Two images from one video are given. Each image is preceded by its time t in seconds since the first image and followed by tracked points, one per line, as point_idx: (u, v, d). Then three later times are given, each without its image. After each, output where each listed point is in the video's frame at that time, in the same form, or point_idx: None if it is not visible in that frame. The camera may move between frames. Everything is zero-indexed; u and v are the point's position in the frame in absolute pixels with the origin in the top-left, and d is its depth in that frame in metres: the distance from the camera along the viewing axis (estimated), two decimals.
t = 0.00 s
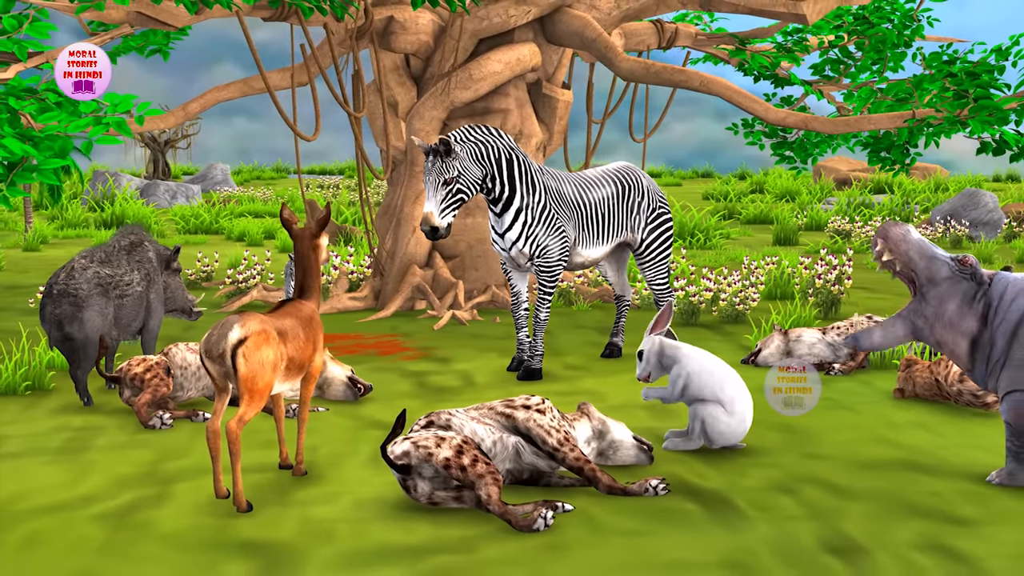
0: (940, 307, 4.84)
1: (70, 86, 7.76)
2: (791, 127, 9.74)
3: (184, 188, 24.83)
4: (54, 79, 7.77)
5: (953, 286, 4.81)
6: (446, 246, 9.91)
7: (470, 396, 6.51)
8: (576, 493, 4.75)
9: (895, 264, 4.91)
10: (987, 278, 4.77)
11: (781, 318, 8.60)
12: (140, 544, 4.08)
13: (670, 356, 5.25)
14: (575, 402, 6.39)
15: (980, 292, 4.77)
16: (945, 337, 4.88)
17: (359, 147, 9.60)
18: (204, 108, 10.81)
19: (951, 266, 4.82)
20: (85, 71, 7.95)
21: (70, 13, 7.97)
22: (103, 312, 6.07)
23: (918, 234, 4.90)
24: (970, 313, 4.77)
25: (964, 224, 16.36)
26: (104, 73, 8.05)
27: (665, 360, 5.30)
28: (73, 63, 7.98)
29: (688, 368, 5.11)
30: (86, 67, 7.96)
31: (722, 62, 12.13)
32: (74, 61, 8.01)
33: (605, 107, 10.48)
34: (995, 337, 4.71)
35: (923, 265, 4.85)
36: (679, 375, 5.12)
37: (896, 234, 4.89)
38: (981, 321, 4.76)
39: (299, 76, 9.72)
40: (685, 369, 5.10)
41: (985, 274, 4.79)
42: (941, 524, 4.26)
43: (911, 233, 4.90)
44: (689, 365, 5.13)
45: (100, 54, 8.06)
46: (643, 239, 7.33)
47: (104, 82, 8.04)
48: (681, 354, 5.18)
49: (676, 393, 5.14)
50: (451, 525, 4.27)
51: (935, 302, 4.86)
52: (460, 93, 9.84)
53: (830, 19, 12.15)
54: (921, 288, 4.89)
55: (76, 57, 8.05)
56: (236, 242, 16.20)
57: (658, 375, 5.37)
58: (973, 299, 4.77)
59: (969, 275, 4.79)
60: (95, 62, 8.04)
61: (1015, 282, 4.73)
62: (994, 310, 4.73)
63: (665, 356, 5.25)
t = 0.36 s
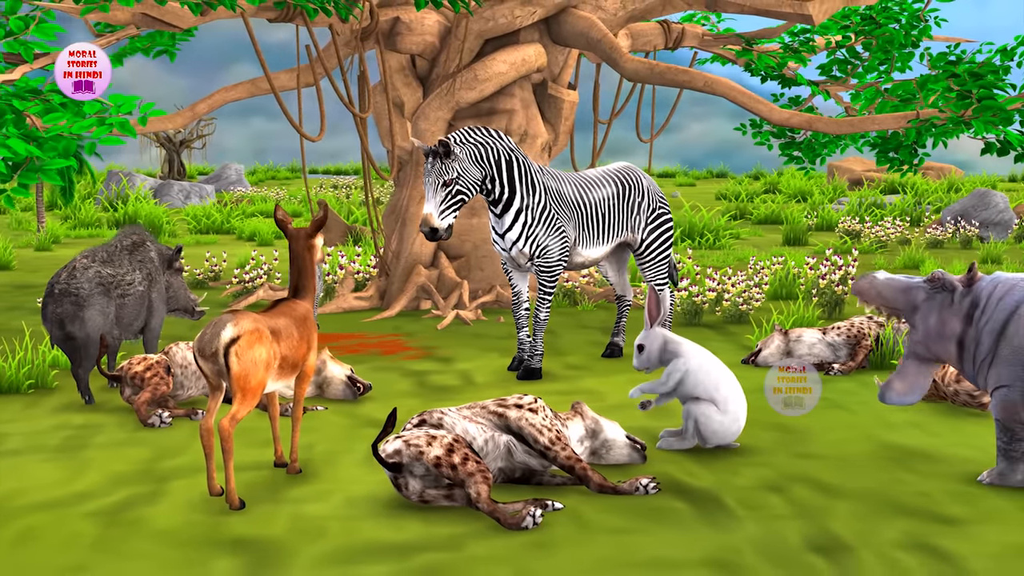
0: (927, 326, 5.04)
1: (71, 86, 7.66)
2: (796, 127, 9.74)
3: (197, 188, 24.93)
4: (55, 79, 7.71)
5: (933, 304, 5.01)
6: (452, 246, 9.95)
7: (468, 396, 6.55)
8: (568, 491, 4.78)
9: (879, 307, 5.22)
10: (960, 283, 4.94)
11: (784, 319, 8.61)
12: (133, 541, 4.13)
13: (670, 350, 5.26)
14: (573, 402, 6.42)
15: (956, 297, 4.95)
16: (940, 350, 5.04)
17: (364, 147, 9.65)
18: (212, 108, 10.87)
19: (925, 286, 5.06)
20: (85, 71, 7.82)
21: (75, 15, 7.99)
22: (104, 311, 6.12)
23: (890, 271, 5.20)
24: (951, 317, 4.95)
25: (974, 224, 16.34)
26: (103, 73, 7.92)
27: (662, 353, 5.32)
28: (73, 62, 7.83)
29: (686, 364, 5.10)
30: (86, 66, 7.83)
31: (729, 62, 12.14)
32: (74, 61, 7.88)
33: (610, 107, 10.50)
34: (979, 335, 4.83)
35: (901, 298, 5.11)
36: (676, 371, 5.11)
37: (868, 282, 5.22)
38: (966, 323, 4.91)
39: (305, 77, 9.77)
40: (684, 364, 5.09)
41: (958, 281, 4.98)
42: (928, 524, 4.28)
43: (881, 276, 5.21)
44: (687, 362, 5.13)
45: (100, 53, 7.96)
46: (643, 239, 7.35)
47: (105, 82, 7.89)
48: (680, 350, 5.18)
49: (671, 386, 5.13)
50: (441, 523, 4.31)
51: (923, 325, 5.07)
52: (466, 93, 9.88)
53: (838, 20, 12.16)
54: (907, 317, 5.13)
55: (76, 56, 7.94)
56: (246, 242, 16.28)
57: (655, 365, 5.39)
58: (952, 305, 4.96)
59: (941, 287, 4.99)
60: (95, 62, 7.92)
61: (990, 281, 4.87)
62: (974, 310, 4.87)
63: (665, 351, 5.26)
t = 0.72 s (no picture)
0: (932, 332, 5.09)
1: (70, 86, 7.64)
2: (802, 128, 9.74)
3: (214, 188, 25.05)
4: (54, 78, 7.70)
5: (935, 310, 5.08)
6: (458, 246, 9.99)
7: (467, 395, 6.59)
8: (557, 490, 4.81)
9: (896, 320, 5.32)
10: (954, 286, 5.01)
11: (788, 319, 8.62)
12: (123, 537, 4.18)
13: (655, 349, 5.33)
14: (571, 401, 6.45)
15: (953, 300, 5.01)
16: (944, 353, 5.07)
17: (371, 148, 9.70)
18: (222, 109, 10.94)
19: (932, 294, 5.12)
20: (87, 72, 7.74)
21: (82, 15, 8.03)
22: (105, 310, 6.19)
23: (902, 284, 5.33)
24: (949, 320, 5.01)
25: (987, 225, 16.29)
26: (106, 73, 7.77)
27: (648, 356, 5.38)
28: (74, 63, 7.74)
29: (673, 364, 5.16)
30: (87, 67, 7.76)
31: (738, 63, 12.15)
32: (75, 61, 7.87)
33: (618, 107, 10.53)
34: (975, 335, 4.83)
35: (910, 309, 5.20)
36: (664, 373, 5.17)
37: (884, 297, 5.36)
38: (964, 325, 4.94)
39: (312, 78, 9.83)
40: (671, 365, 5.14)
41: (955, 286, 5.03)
42: (913, 522, 4.29)
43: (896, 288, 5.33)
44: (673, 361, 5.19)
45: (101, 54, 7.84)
46: (643, 239, 7.37)
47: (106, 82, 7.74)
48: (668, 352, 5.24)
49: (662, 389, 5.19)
50: (427, 520, 4.34)
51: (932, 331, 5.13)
52: (472, 94, 9.91)
53: (847, 20, 12.15)
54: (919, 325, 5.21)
55: (76, 56, 7.86)
56: (260, 243, 16.37)
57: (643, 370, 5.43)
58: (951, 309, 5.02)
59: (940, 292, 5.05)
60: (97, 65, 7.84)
61: (984, 281, 4.91)
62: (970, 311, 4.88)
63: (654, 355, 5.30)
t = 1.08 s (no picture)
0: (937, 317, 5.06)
1: (70, 86, 7.70)
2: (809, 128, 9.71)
3: (234, 188, 25.15)
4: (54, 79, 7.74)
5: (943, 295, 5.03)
6: (465, 246, 10.03)
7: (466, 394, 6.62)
8: (545, 488, 4.84)
9: (920, 296, 5.31)
10: (960, 277, 4.92)
11: (792, 319, 8.62)
12: (112, 533, 4.22)
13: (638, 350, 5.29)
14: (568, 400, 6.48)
15: (954, 292, 4.93)
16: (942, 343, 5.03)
17: (378, 148, 9.74)
18: (233, 109, 11.02)
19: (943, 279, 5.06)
20: (86, 72, 7.82)
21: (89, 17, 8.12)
22: (106, 309, 6.25)
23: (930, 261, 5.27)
24: (948, 313, 4.95)
25: (1003, 226, 16.23)
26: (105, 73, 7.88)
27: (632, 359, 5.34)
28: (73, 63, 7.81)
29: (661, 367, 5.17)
30: (86, 66, 7.85)
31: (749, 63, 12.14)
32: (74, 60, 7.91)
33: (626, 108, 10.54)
34: (970, 332, 4.78)
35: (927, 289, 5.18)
36: (653, 377, 5.19)
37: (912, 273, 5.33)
38: (962, 318, 4.89)
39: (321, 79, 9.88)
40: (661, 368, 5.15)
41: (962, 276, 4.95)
42: (895, 522, 4.30)
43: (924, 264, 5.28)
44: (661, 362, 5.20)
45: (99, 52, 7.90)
46: (643, 239, 7.40)
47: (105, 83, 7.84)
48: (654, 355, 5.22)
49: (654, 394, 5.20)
50: (412, 518, 4.38)
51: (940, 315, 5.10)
52: (480, 94, 9.94)
53: (858, 20, 12.13)
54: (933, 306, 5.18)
55: (76, 56, 7.91)
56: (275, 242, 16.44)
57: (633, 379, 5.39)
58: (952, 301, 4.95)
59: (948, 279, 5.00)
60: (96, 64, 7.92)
61: (988, 275, 4.81)
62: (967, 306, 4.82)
63: (638, 358, 5.28)
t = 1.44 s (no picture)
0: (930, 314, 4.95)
1: (70, 87, 7.77)
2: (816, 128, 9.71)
3: (253, 188, 25.26)
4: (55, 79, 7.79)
5: (936, 293, 4.92)
6: (473, 247, 10.07)
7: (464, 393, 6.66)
8: (532, 486, 4.88)
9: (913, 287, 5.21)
10: (952, 275, 4.82)
11: (796, 319, 8.63)
12: (100, 528, 4.28)
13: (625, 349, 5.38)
14: (565, 400, 6.51)
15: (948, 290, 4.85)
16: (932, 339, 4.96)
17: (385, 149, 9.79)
18: (244, 109, 11.10)
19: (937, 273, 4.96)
20: (86, 71, 7.85)
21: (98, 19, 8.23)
22: (107, 308, 6.32)
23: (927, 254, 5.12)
24: (941, 311, 4.86)
25: (1019, 227, 16.17)
26: (104, 72, 7.94)
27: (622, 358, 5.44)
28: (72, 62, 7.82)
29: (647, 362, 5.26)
30: (86, 66, 7.86)
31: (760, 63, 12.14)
32: (75, 61, 7.90)
33: (634, 108, 10.55)
34: (960, 331, 4.72)
35: (926, 284, 5.04)
36: (645, 378, 5.23)
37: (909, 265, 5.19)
38: (954, 316, 4.81)
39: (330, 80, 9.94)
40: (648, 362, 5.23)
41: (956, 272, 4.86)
42: (877, 521, 4.31)
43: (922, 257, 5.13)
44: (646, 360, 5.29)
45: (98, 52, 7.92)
46: (643, 239, 7.43)
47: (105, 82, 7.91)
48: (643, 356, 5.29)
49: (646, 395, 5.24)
50: (398, 515, 4.42)
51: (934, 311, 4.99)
52: (487, 95, 9.98)
53: (870, 20, 12.11)
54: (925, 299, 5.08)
55: (76, 56, 7.90)
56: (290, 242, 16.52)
57: (622, 377, 5.49)
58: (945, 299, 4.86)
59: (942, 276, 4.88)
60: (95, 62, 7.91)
61: (981, 274, 4.73)
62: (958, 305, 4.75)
63: (631, 360, 5.33)
